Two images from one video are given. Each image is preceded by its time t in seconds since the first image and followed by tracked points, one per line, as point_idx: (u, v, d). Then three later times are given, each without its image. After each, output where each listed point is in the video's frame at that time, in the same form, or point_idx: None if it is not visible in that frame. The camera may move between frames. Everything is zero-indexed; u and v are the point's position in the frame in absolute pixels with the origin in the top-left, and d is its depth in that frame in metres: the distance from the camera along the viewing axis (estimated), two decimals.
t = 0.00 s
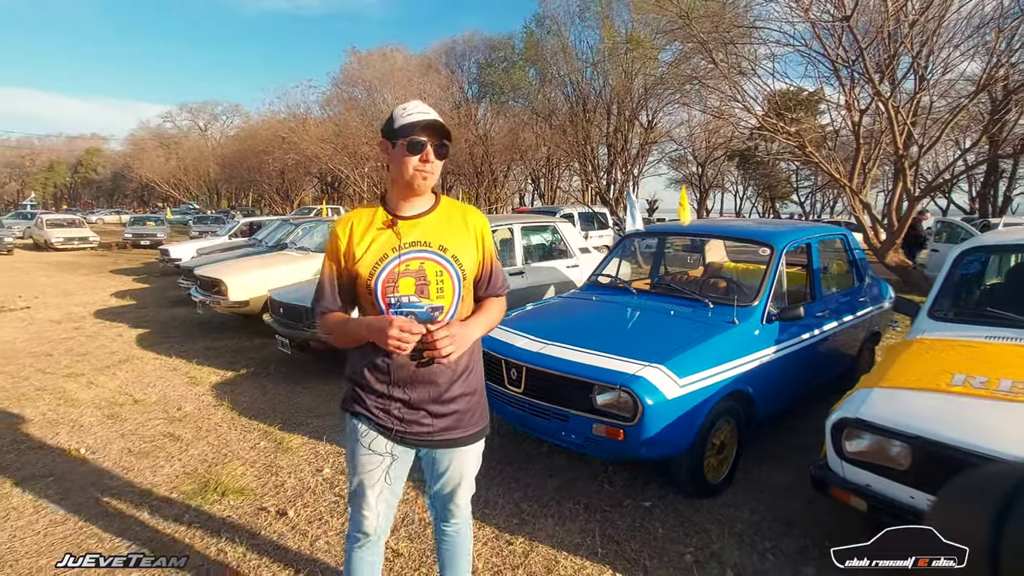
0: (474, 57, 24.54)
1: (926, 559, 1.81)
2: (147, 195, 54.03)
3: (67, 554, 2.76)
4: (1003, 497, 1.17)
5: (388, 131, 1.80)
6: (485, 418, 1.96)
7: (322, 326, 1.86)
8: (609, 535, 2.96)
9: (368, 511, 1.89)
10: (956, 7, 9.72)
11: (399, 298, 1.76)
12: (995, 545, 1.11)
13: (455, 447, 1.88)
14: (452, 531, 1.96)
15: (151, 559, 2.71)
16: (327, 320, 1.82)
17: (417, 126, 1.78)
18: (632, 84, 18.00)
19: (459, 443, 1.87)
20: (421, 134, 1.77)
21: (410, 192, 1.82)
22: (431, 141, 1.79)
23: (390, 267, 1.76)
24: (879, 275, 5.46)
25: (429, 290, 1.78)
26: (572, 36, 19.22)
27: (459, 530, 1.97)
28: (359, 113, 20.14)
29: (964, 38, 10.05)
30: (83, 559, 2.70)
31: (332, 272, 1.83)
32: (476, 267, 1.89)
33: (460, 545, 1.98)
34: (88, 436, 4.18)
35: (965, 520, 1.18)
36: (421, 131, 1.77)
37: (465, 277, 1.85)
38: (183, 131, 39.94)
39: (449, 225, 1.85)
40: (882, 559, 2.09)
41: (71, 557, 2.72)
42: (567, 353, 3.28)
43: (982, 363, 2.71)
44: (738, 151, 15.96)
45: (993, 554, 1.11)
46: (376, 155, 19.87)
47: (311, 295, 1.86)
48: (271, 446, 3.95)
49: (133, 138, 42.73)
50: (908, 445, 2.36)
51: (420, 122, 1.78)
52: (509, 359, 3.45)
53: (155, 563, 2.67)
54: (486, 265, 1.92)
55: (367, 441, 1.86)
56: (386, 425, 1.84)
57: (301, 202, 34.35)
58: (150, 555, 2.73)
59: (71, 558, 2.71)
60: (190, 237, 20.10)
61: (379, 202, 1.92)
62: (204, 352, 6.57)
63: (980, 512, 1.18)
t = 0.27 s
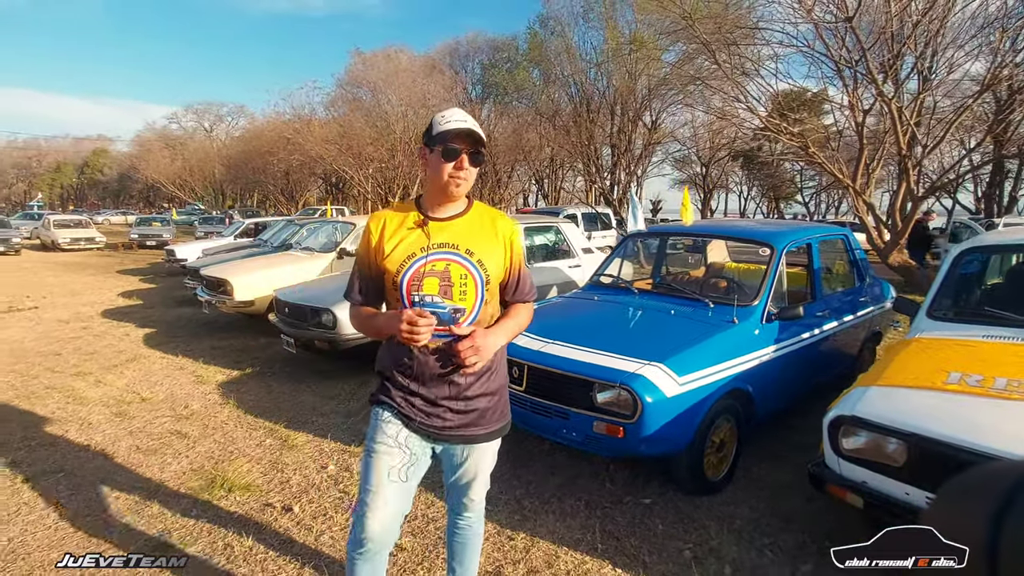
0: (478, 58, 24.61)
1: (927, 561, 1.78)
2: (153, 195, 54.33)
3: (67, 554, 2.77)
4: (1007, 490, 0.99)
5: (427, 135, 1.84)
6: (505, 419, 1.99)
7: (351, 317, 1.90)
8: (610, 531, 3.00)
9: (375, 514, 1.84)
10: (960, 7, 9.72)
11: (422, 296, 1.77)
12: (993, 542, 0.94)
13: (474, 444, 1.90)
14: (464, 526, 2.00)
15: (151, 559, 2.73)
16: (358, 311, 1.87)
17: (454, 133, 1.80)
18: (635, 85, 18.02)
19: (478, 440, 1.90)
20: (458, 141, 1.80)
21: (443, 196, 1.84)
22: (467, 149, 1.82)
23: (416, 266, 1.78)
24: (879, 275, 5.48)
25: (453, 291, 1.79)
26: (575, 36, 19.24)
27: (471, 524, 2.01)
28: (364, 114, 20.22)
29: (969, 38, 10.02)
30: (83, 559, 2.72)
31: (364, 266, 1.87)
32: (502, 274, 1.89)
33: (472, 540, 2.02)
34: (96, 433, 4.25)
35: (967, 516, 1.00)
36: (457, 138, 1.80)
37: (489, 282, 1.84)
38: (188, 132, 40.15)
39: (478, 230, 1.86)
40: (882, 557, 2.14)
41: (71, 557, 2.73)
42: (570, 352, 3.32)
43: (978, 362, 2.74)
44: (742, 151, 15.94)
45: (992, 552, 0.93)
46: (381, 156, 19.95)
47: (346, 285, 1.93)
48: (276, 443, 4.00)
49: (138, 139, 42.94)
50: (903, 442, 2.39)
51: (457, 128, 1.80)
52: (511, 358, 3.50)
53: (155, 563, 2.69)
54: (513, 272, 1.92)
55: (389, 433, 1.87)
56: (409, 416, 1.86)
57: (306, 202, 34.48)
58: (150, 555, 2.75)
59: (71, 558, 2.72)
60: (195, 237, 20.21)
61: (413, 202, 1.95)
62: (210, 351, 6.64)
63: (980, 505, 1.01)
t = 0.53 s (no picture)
0: (483, 59, 24.68)
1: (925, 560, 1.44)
2: (162, 196, 54.73)
3: (67, 554, 2.78)
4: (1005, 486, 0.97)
5: (436, 135, 1.90)
6: (509, 415, 2.03)
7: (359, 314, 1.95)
8: (609, 527, 3.04)
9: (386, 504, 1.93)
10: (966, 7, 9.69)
11: (431, 289, 1.81)
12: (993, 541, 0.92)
13: (478, 440, 1.95)
14: (467, 522, 2.05)
15: (151, 559, 2.72)
16: (367, 307, 1.92)
17: (461, 132, 1.86)
18: (641, 85, 18.03)
19: (481, 437, 1.94)
20: (464, 140, 1.86)
21: (452, 193, 1.89)
22: (473, 148, 1.87)
23: (426, 259, 1.82)
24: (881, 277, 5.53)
25: (461, 285, 1.83)
26: (581, 36, 19.26)
27: (474, 520, 2.05)
28: (370, 115, 20.34)
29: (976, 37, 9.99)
30: (84, 559, 2.73)
31: (373, 260, 1.92)
32: (508, 270, 1.94)
33: (474, 536, 2.06)
34: (106, 429, 4.33)
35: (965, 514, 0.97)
36: (464, 137, 1.86)
37: (496, 278, 1.89)
38: (197, 133, 40.47)
39: (485, 226, 1.90)
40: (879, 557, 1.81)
41: (72, 557, 2.74)
42: (571, 350, 3.37)
43: (975, 361, 2.76)
44: (748, 151, 15.92)
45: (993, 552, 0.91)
46: (387, 156, 20.06)
47: (354, 281, 1.97)
48: (282, 440, 4.07)
49: (147, 140, 43.27)
50: (899, 440, 2.43)
51: (464, 128, 1.86)
52: (512, 356, 3.55)
53: (155, 563, 2.69)
54: (519, 270, 1.97)
55: (395, 431, 1.94)
56: (414, 416, 1.92)
57: (313, 203, 34.65)
58: (149, 555, 2.74)
59: (72, 558, 2.73)
60: (203, 237, 20.39)
61: (421, 201, 2.00)
62: (218, 350, 6.73)
63: (978, 503, 0.98)
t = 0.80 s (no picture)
0: (488, 58, 24.71)
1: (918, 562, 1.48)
2: (169, 195, 55.04)
3: (66, 554, 2.78)
4: (1008, 493, 1.06)
5: (435, 137, 1.93)
6: (508, 412, 2.06)
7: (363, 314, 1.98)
8: (610, 524, 3.07)
9: (388, 499, 1.97)
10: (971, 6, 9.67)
11: (431, 288, 1.84)
12: (997, 543, 1.02)
13: (479, 437, 1.98)
14: (468, 517, 2.08)
15: (150, 559, 2.73)
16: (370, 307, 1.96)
17: (457, 134, 1.88)
18: (645, 85, 18.02)
19: (481, 434, 1.97)
20: (460, 141, 1.88)
21: (452, 193, 1.91)
22: (470, 148, 1.89)
23: (426, 258, 1.85)
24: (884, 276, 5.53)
25: (460, 284, 1.85)
26: (585, 36, 19.26)
27: (475, 515, 2.08)
28: (375, 115, 20.41)
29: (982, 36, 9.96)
30: (83, 559, 2.73)
31: (375, 260, 1.95)
32: (508, 268, 1.95)
33: (475, 531, 2.09)
34: (114, 427, 4.38)
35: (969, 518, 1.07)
36: (460, 138, 1.88)
37: (496, 277, 1.91)
38: (203, 133, 40.69)
39: (484, 226, 1.92)
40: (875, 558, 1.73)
41: (70, 557, 2.75)
42: (573, 348, 3.39)
43: (975, 359, 2.78)
44: (753, 151, 15.89)
45: (995, 553, 1.01)
46: (392, 156, 20.12)
47: (356, 280, 2.01)
48: (287, 437, 4.11)
49: (153, 141, 43.53)
50: (897, 438, 2.44)
51: (460, 129, 1.88)
52: (515, 354, 3.58)
53: (155, 563, 2.70)
54: (519, 268, 1.98)
55: (396, 428, 1.97)
56: (415, 413, 1.95)
57: (318, 203, 34.76)
58: (149, 555, 2.75)
59: (71, 558, 2.74)
60: (209, 237, 20.50)
61: (422, 200, 2.03)
62: (224, 348, 6.78)
63: (985, 506, 1.07)
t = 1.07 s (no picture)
0: (492, 57, 24.72)
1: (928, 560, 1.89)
2: (175, 195, 55.29)
3: (68, 554, 2.79)
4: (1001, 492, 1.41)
5: (436, 141, 1.94)
6: (509, 411, 2.08)
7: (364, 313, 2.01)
8: (613, 522, 3.08)
9: (391, 495, 1.98)
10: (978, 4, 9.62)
11: (429, 290, 1.87)
12: (997, 528, 1.30)
13: (480, 435, 2.00)
14: (471, 513, 2.10)
15: (151, 559, 2.74)
16: (371, 306, 1.98)
17: (457, 139, 1.90)
18: (650, 84, 18.00)
19: (482, 432, 1.99)
20: (460, 145, 1.89)
21: (452, 196, 1.93)
22: (469, 152, 1.90)
23: (425, 261, 1.87)
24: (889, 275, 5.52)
25: (458, 286, 1.87)
26: (589, 35, 19.23)
27: (478, 512, 2.10)
28: (379, 114, 20.44)
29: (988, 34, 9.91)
30: (85, 558, 2.74)
31: (375, 260, 1.98)
32: (508, 270, 1.96)
33: (478, 527, 2.11)
34: (121, 424, 4.42)
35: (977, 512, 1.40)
36: (459, 142, 1.89)
37: (495, 280, 1.92)
38: (208, 133, 40.83)
39: (484, 228, 1.93)
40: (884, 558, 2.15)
41: (73, 556, 2.76)
42: (576, 348, 3.40)
43: (979, 360, 2.77)
44: (757, 150, 15.85)
45: (995, 541, 1.29)
46: (396, 155, 20.15)
47: (358, 280, 2.04)
48: (293, 435, 4.14)
49: (159, 140, 43.71)
50: (900, 437, 2.45)
51: (460, 134, 1.89)
52: (519, 353, 3.60)
53: (155, 564, 2.70)
54: (519, 271, 1.99)
55: (399, 425, 1.99)
56: (416, 409, 1.98)
57: (322, 201, 34.85)
58: (149, 555, 2.76)
59: (73, 557, 2.75)
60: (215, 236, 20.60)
61: (424, 202, 2.04)
62: (229, 347, 6.83)
63: (985, 501, 1.42)
